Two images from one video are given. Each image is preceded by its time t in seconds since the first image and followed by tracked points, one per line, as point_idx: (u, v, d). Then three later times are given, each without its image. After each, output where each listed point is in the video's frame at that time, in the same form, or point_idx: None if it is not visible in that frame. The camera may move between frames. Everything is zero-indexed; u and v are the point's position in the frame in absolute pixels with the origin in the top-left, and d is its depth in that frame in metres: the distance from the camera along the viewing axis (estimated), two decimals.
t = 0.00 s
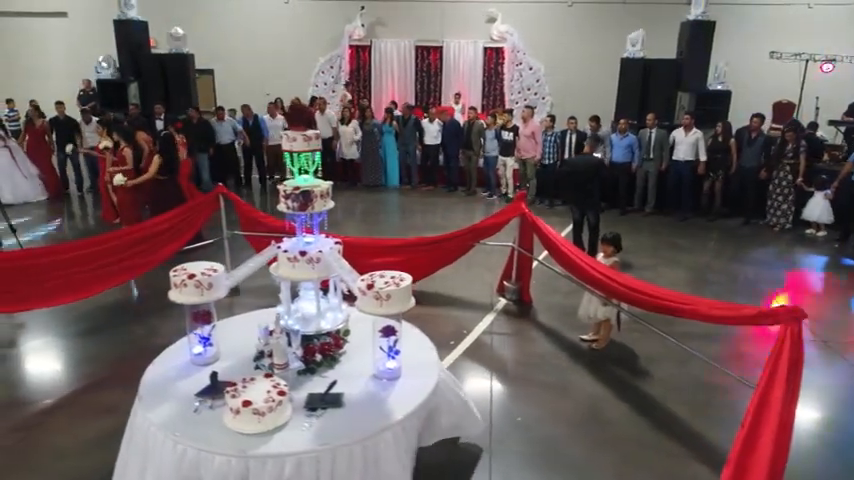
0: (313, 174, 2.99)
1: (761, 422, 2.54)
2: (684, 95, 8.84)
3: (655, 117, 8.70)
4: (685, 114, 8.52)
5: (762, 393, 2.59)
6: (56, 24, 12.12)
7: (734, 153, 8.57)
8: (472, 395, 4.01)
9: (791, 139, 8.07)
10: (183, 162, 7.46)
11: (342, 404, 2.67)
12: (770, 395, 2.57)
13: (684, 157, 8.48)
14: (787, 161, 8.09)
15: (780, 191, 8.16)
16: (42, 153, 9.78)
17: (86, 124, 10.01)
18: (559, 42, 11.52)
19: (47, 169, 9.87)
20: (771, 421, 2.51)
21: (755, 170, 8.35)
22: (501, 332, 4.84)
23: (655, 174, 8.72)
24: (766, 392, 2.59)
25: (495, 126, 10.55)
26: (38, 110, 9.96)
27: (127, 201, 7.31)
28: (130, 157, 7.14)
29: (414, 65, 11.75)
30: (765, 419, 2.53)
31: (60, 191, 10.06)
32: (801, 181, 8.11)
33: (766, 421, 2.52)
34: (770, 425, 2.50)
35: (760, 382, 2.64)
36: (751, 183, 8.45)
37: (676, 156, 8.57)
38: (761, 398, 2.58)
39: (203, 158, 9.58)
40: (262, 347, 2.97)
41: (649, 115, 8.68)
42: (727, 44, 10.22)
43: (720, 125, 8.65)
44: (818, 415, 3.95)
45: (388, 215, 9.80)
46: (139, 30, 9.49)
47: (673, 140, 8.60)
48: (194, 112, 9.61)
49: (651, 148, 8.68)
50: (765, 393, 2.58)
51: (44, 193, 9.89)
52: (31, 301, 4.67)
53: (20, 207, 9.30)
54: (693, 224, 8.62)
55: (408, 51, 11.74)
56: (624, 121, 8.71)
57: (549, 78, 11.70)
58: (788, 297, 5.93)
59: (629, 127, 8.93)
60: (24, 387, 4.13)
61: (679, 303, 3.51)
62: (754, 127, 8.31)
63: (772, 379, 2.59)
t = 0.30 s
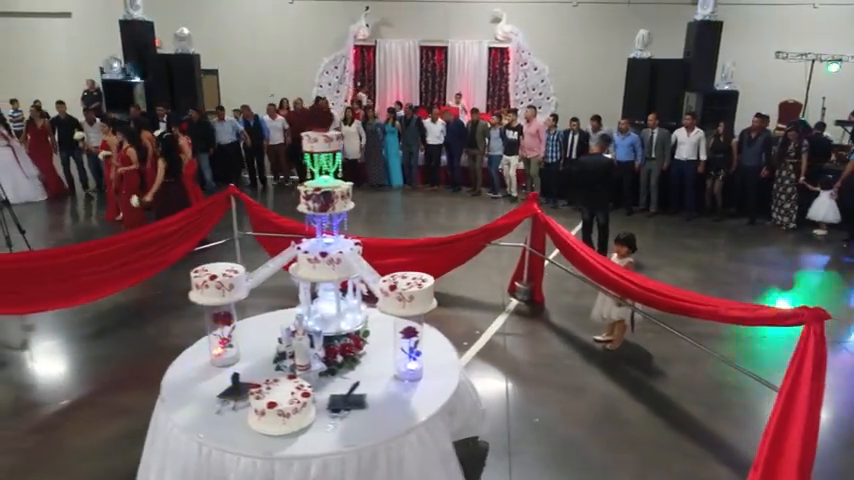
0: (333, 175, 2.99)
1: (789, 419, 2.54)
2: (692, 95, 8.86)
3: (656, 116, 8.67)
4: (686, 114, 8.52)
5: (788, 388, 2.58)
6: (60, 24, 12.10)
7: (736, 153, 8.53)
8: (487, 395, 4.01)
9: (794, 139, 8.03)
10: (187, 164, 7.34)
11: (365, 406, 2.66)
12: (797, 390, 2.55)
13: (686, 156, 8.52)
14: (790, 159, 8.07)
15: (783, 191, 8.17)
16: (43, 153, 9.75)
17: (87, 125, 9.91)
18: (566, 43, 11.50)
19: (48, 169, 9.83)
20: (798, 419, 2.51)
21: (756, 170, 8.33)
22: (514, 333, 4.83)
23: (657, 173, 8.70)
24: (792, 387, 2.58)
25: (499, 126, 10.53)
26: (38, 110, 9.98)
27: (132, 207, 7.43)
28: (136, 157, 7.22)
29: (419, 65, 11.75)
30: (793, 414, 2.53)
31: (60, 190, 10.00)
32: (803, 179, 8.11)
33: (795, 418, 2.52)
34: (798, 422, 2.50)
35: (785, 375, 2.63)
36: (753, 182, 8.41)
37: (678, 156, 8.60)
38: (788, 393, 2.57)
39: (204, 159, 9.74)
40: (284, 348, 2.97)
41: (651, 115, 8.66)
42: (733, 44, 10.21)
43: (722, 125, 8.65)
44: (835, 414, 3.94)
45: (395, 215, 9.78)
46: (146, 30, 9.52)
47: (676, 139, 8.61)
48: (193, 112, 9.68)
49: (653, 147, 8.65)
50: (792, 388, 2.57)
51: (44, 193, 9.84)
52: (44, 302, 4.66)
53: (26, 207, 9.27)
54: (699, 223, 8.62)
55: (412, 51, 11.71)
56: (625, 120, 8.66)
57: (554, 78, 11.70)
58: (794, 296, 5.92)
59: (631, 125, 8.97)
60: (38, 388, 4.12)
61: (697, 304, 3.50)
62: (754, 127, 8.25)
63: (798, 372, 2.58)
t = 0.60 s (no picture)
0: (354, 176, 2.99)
1: (815, 423, 2.53)
2: (699, 94, 8.86)
3: (660, 116, 8.64)
4: (690, 115, 8.48)
5: (811, 391, 2.57)
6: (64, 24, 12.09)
7: (740, 152, 8.48)
8: (503, 396, 4.01)
9: (798, 138, 8.07)
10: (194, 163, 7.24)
11: (388, 408, 2.65)
12: (821, 394, 2.55)
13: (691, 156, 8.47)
14: (794, 158, 8.10)
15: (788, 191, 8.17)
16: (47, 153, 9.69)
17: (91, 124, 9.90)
18: (571, 42, 11.49)
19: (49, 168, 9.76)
20: (824, 423, 2.51)
21: (761, 169, 8.31)
22: (527, 333, 4.83)
23: (661, 173, 8.68)
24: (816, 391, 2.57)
25: (504, 125, 10.52)
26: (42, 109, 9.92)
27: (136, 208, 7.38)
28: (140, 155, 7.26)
29: (423, 66, 11.69)
30: (818, 419, 2.53)
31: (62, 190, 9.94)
32: (808, 178, 8.11)
33: (821, 422, 2.51)
34: (823, 426, 2.50)
35: (808, 377, 2.62)
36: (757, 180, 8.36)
37: (683, 155, 8.56)
38: (812, 397, 2.56)
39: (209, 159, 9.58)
40: (306, 350, 2.97)
41: (655, 115, 8.63)
42: (738, 44, 10.21)
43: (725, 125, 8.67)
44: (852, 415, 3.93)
45: (400, 215, 9.77)
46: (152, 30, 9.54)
47: (680, 140, 8.58)
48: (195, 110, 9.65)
49: (657, 147, 8.61)
50: (816, 391, 2.56)
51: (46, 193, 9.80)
52: (58, 303, 4.67)
53: (32, 207, 9.26)
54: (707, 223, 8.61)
55: (417, 51, 11.68)
56: (628, 120, 8.60)
57: (558, 78, 11.70)
58: (802, 296, 5.92)
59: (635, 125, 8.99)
60: (52, 389, 4.11)
61: (714, 304, 3.49)
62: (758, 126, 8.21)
63: (821, 374, 2.57)
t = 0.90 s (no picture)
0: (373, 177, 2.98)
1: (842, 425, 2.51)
2: (706, 95, 8.86)
3: (663, 118, 8.67)
4: (694, 115, 8.50)
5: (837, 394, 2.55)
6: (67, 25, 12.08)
7: (744, 154, 8.47)
8: (518, 397, 4.00)
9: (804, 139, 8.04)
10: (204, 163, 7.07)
11: (411, 410, 2.64)
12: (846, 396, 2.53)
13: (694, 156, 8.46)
14: (800, 157, 8.08)
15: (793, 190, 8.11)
16: (50, 153, 9.65)
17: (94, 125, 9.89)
18: (576, 42, 11.49)
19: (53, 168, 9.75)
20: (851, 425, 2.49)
21: (766, 169, 8.28)
22: (540, 334, 4.82)
23: (664, 174, 8.67)
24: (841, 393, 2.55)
25: (509, 126, 10.51)
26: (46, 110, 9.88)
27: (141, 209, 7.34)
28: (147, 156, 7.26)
29: (428, 66, 11.67)
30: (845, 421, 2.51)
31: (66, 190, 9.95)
32: (814, 178, 8.08)
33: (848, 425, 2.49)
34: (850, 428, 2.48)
35: (832, 379, 2.60)
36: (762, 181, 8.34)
37: (687, 155, 8.55)
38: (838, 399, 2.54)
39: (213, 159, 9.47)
40: (327, 350, 2.97)
41: (658, 116, 8.66)
42: (743, 44, 10.20)
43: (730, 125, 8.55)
44: None
45: (405, 215, 9.76)
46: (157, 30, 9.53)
47: (684, 140, 8.58)
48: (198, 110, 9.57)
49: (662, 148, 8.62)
50: (841, 393, 2.54)
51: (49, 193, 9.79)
52: (68, 304, 4.66)
53: (38, 208, 9.25)
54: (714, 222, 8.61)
55: (422, 51, 11.66)
56: (632, 121, 8.60)
57: (563, 78, 11.69)
58: (811, 296, 5.91)
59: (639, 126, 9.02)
60: (64, 390, 4.10)
61: (732, 305, 3.48)
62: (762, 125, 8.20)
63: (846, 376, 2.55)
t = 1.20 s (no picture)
0: (393, 177, 2.98)
1: None
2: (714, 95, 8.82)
3: (667, 118, 8.70)
4: (699, 115, 8.50)
5: None
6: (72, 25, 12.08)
7: (749, 154, 8.50)
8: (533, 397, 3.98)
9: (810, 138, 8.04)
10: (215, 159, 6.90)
11: (433, 410, 2.64)
12: None
13: (700, 156, 8.44)
14: (805, 157, 8.05)
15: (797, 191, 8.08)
16: (54, 153, 9.63)
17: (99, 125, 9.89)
18: (580, 42, 11.48)
19: (57, 168, 9.74)
20: None
21: (771, 169, 8.28)
22: (552, 334, 4.81)
23: (668, 174, 8.69)
24: None
25: (513, 126, 10.51)
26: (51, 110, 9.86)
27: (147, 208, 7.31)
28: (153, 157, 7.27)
29: (433, 65, 11.65)
30: None
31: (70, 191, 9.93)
32: (820, 178, 8.05)
33: None
34: None
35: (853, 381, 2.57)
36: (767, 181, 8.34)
37: (692, 156, 8.53)
38: None
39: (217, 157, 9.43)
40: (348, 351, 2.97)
41: (662, 116, 8.68)
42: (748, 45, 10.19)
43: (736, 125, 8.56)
44: None
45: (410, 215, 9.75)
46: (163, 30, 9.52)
47: (689, 140, 8.57)
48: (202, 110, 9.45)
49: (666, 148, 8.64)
50: None
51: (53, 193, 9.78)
52: (80, 305, 4.65)
53: (44, 209, 9.25)
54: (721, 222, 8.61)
55: (426, 51, 11.64)
56: (638, 121, 8.59)
57: (568, 78, 11.69)
58: (821, 296, 5.90)
59: (644, 126, 9.05)
60: (77, 391, 4.10)
61: (751, 305, 3.47)
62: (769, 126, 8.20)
63: None
